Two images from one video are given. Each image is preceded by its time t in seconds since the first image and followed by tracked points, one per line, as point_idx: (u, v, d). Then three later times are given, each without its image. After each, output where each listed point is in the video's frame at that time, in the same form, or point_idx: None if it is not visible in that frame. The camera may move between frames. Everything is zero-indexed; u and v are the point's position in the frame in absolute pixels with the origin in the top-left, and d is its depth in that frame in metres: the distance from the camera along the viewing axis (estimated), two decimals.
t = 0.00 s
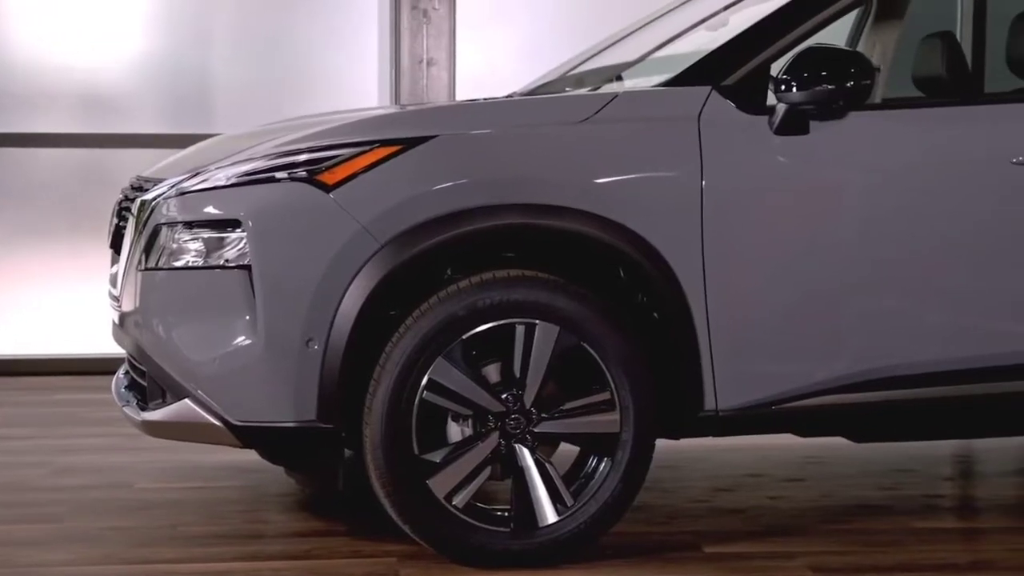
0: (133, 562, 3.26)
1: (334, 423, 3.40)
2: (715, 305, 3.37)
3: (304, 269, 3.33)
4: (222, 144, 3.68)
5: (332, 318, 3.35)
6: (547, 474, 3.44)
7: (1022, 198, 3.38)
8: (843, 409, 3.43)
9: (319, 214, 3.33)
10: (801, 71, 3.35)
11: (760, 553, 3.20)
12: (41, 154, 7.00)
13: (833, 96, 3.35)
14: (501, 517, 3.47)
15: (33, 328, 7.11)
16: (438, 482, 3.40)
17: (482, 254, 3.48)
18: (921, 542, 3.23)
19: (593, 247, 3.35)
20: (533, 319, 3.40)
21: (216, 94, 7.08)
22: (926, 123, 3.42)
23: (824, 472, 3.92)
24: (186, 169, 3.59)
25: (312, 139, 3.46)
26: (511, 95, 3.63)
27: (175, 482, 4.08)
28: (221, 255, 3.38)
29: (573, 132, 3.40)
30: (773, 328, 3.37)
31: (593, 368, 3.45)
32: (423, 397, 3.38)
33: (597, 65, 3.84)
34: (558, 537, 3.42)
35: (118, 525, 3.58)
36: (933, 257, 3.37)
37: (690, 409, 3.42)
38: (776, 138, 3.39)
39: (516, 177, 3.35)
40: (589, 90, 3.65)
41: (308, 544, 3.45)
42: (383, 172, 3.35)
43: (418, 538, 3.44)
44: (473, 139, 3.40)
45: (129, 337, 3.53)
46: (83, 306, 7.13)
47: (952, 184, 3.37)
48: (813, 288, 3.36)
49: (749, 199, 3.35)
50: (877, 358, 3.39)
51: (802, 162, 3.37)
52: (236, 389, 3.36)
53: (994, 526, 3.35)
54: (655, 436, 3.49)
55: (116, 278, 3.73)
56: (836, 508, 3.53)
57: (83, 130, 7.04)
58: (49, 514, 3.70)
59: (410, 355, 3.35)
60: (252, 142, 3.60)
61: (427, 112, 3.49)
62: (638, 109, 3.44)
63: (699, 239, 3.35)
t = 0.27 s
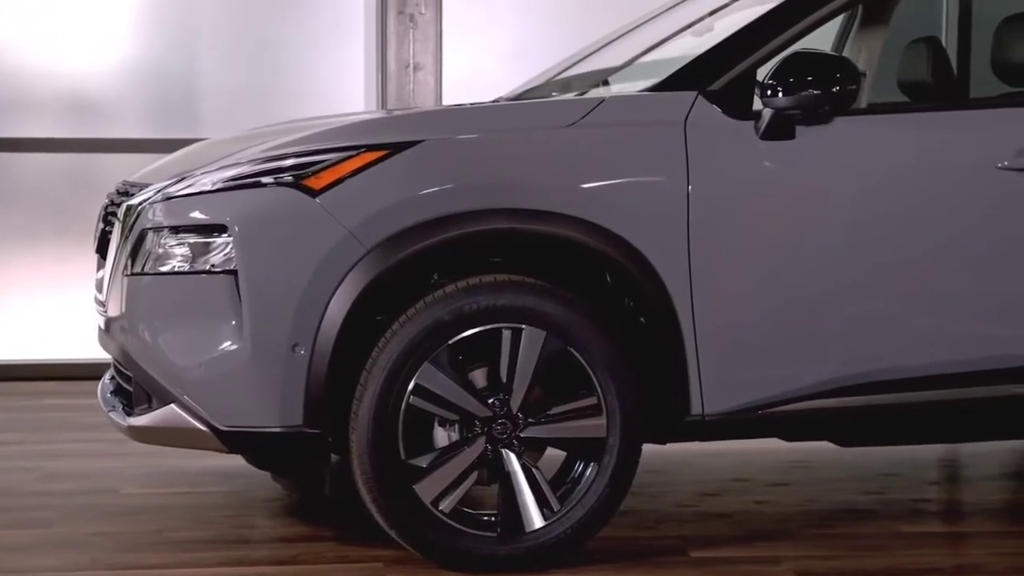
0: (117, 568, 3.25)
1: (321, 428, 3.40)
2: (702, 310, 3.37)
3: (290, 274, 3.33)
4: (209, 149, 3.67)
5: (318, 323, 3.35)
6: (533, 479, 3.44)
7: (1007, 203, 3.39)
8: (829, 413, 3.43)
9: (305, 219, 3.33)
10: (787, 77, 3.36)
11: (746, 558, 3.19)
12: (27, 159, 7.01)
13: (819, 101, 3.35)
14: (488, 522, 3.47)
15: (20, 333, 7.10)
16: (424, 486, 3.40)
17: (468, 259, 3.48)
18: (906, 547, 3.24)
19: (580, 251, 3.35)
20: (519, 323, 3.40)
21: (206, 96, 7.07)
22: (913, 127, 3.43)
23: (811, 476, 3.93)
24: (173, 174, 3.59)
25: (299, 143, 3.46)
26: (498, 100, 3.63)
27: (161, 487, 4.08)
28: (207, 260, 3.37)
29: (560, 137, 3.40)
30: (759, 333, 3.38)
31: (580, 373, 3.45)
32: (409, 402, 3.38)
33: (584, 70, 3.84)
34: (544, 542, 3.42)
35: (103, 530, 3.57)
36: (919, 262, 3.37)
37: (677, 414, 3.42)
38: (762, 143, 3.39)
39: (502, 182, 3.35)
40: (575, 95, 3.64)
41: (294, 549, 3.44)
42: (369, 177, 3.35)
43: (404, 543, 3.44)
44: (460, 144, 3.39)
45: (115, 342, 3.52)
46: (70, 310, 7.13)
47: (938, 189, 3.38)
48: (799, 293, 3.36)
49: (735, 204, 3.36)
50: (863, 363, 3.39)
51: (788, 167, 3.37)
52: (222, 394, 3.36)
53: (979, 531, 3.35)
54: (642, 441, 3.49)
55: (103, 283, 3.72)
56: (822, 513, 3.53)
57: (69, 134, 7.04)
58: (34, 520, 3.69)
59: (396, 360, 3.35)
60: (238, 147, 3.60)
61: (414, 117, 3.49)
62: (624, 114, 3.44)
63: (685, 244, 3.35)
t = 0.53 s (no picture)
0: None
1: (307, 435, 3.40)
2: (688, 316, 3.37)
3: (276, 281, 3.32)
4: (194, 155, 3.66)
5: (304, 330, 3.35)
6: (520, 486, 3.44)
7: (993, 210, 3.40)
8: (815, 420, 3.43)
9: (291, 226, 3.32)
10: (773, 83, 3.36)
11: (732, 564, 3.19)
12: (12, 166, 7.00)
13: (804, 109, 3.37)
14: (475, 529, 3.47)
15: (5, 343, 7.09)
16: (411, 493, 3.40)
17: (455, 266, 3.48)
18: (893, 553, 3.24)
19: (566, 258, 3.35)
20: (506, 330, 3.40)
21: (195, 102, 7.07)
22: (899, 134, 3.43)
23: (797, 483, 3.93)
24: (158, 181, 3.58)
25: (285, 151, 3.46)
26: (483, 107, 3.62)
27: (147, 495, 4.07)
28: (193, 267, 3.37)
29: (546, 144, 3.40)
30: (745, 339, 3.38)
31: (566, 380, 3.45)
32: (395, 409, 3.38)
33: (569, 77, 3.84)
34: (531, 549, 3.42)
35: (88, 539, 3.56)
36: (904, 269, 3.37)
37: (663, 421, 3.42)
38: (748, 150, 3.40)
39: (488, 189, 3.35)
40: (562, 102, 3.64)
41: (279, 557, 3.43)
42: (355, 184, 3.34)
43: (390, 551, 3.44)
44: (446, 151, 3.39)
45: (100, 350, 3.51)
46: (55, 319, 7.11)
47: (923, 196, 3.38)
48: (785, 300, 3.37)
49: (721, 211, 3.36)
50: (849, 369, 3.39)
51: (774, 174, 3.38)
52: (208, 401, 3.35)
53: (965, 537, 3.35)
54: (628, 448, 3.49)
55: (88, 290, 3.72)
56: (808, 519, 3.53)
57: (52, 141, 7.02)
58: (19, 528, 3.68)
59: (383, 367, 3.34)
60: (224, 154, 3.59)
61: (400, 124, 3.49)
62: (610, 121, 3.44)
63: (671, 251, 3.35)
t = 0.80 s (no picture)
0: None
1: (293, 443, 3.39)
2: (674, 324, 3.37)
3: (262, 289, 3.32)
4: (180, 163, 3.66)
5: (291, 338, 3.34)
6: (506, 494, 3.44)
7: (978, 218, 3.40)
8: (800, 427, 3.44)
9: (277, 234, 3.32)
10: (759, 91, 3.37)
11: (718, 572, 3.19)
12: None
13: (790, 117, 3.37)
14: (461, 537, 3.47)
15: None
16: (397, 502, 3.40)
17: (441, 274, 3.48)
18: (878, 561, 3.24)
19: (553, 266, 3.35)
20: (492, 338, 3.40)
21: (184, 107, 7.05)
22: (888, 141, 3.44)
23: (783, 490, 3.93)
24: (144, 189, 3.58)
25: (271, 159, 3.46)
26: (469, 115, 3.62)
27: (132, 503, 4.06)
28: (179, 275, 3.36)
29: (532, 152, 3.40)
30: (731, 347, 3.38)
31: (552, 387, 3.45)
32: (381, 417, 3.37)
33: (556, 85, 3.84)
34: (518, 557, 3.42)
35: (73, 547, 3.55)
36: (889, 277, 3.38)
37: (650, 429, 3.42)
38: (734, 158, 3.40)
39: (474, 197, 3.36)
40: (549, 109, 3.64)
41: (265, 566, 3.43)
42: (341, 192, 3.34)
43: (377, 559, 3.43)
44: (432, 159, 3.39)
45: (86, 359, 3.51)
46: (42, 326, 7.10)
47: (908, 203, 3.39)
48: (771, 308, 3.37)
49: (707, 219, 3.36)
50: (834, 377, 3.40)
51: (760, 182, 3.38)
52: (193, 409, 3.34)
53: (951, 544, 3.36)
54: (615, 456, 3.49)
55: (74, 299, 3.71)
56: (795, 527, 3.53)
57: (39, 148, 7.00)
58: (3, 537, 3.67)
59: (369, 375, 3.34)
60: (210, 162, 3.59)
61: (386, 132, 3.49)
62: (596, 129, 3.44)
63: (657, 259, 3.36)
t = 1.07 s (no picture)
0: None
1: (279, 451, 3.39)
2: (660, 332, 3.37)
3: (248, 296, 3.31)
4: (167, 171, 3.65)
5: (277, 346, 3.34)
6: (493, 501, 3.44)
7: (964, 225, 3.40)
8: (787, 434, 3.44)
9: (263, 242, 3.32)
10: (745, 99, 3.37)
11: None
12: None
13: (774, 125, 3.39)
14: (448, 545, 3.47)
15: None
16: (384, 509, 3.39)
17: (427, 281, 3.48)
18: (865, 568, 3.23)
19: (539, 274, 3.35)
20: (479, 346, 3.39)
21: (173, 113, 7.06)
22: (873, 149, 3.44)
23: (770, 498, 3.93)
24: (130, 196, 3.57)
25: (257, 166, 3.45)
26: (456, 123, 3.62)
27: (118, 512, 4.05)
28: (165, 282, 3.36)
29: (518, 160, 3.40)
30: (718, 354, 3.38)
31: (539, 395, 3.45)
32: (368, 425, 3.37)
33: (542, 93, 3.84)
34: (504, 565, 3.42)
35: (58, 556, 3.54)
36: (876, 284, 3.38)
37: (637, 437, 3.42)
38: (720, 166, 3.40)
39: (460, 205, 3.36)
40: (535, 118, 3.63)
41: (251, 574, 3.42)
42: (327, 200, 3.34)
43: (363, 567, 3.43)
44: (418, 166, 3.39)
45: (71, 366, 3.50)
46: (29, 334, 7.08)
47: (894, 211, 3.39)
48: (757, 315, 3.37)
49: (693, 227, 3.37)
50: (821, 384, 3.40)
51: (746, 189, 3.38)
52: (179, 417, 3.34)
53: (937, 551, 3.35)
54: (601, 463, 3.49)
55: (59, 306, 3.70)
56: (782, 534, 3.53)
57: (26, 156, 7.00)
58: None
59: (355, 383, 3.34)
60: (196, 169, 3.59)
61: (373, 139, 3.49)
62: (582, 136, 3.44)
63: (644, 266, 3.36)
